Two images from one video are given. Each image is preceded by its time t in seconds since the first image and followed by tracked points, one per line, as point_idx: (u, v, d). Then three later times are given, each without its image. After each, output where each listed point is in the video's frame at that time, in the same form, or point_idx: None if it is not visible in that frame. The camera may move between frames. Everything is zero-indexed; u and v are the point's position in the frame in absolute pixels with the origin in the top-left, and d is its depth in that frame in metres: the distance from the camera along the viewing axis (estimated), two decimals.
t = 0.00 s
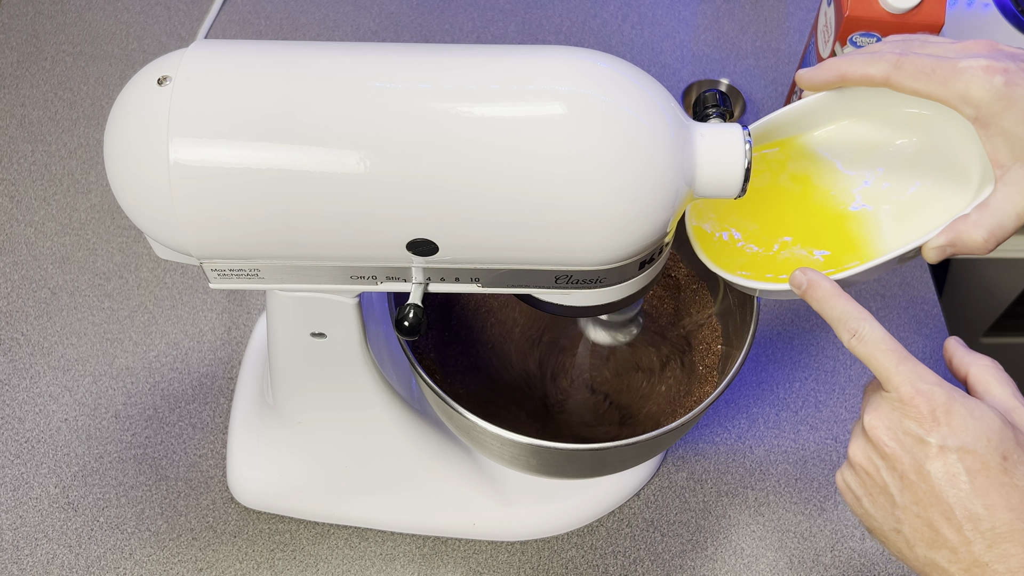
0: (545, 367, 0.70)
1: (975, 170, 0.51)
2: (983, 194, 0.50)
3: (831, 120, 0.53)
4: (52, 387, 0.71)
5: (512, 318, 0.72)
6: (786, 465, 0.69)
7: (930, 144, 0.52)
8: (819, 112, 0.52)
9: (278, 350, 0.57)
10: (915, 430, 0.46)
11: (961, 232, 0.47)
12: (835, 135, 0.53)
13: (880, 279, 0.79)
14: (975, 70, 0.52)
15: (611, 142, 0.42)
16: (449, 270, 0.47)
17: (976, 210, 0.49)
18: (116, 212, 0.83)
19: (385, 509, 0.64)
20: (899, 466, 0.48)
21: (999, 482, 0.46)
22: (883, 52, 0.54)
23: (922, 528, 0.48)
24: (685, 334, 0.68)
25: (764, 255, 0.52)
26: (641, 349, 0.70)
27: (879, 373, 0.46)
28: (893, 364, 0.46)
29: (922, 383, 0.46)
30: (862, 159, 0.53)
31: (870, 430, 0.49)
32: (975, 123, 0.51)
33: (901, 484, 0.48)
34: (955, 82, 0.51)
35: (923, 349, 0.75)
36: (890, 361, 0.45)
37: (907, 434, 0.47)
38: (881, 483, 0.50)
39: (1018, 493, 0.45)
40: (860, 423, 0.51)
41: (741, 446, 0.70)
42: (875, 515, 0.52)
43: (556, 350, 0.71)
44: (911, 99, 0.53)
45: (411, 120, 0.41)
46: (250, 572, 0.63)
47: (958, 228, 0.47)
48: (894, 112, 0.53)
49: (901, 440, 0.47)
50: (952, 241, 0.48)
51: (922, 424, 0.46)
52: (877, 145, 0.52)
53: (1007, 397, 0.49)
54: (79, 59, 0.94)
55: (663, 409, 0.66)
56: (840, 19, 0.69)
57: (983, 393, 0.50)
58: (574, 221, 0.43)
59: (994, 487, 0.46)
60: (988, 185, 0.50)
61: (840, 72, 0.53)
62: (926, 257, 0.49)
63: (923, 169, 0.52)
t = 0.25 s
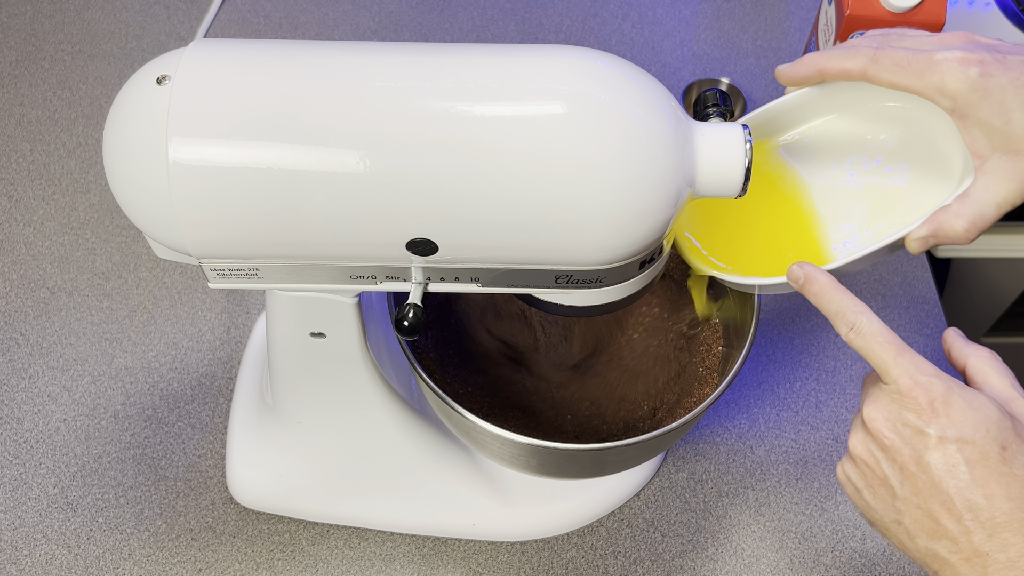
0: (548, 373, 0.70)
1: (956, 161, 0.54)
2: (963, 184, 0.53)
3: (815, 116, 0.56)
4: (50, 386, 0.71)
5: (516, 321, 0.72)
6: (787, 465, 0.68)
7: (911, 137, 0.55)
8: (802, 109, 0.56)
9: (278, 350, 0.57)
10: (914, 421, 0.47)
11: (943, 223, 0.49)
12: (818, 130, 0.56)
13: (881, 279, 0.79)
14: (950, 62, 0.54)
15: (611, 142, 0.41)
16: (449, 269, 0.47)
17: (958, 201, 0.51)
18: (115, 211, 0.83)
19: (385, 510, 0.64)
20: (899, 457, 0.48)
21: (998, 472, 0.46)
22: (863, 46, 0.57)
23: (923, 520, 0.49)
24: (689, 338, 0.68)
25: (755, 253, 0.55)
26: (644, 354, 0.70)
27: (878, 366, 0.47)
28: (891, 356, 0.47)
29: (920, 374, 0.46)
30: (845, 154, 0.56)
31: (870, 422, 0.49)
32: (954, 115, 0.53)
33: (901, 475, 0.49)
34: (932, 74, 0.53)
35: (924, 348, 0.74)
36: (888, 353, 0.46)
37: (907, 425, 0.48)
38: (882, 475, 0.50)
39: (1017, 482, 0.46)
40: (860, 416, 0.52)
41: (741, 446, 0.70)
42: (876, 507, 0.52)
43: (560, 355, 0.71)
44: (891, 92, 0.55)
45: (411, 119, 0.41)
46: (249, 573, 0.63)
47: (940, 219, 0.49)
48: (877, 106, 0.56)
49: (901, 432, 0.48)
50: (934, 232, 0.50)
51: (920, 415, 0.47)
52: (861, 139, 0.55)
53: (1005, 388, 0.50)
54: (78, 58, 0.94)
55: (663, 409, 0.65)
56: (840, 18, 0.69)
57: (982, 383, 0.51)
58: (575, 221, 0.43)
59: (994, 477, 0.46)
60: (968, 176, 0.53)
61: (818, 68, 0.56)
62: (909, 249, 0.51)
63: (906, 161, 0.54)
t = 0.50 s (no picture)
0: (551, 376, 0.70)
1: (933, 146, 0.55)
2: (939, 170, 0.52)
3: (798, 103, 0.58)
4: (49, 387, 0.71)
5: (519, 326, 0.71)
6: (788, 465, 0.68)
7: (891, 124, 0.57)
8: (784, 96, 0.58)
9: (277, 351, 0.57)
10: (936, 438, 0.47)
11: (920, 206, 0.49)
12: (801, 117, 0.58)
13: (881, 278, 0.79)
14: (923, 49, 0.55)
15: (611, 142, 0.41)
16: (448, 269, 0.47)
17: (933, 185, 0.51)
18: (114, 211, 0.82)
19: (384, 510, 0.64)
20: (921, 474, 0.48)
21: (1021, 492, 0.46)
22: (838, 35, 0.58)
23: (943, 534, 0.49)
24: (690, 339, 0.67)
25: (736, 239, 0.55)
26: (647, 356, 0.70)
27: (901, 382, 0.47)
28: (914, 373, 0.46)
29: (943, 392, 0.46)
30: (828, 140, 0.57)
31: (892, 438, 0.49)
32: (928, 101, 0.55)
33: (922, 491, 0.49)
34: (905, 61, 0.55)
35: (925, 348, 0.74)
36: (912, 371, 0.46)
37: (929, 442, 0.47)
38: (902, 490, 0.50)
39: None
40: (881, 430, 0.51)
41: (741, 446, 0.69)
42: (895, 520, 0.52)
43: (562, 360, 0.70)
44: (868, 80, 0.57)
45: (411, 118, 0.41)
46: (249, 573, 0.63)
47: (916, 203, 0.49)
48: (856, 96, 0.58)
49: (923, 448, 0.48)
50: (911, 215, 0.49)
51: (943, 433, 0.46)
52: (842, 126, 0.57)
53: None
54: (77, 57, 0.93)
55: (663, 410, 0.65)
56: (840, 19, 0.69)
57: (1001, 400, 0.49)
58: (575, 221, 0.42)
59: (1016, 496, 0.46)
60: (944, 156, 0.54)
61: (795, 57, 0.58)
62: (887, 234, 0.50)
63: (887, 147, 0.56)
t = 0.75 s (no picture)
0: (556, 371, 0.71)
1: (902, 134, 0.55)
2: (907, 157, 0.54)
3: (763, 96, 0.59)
4: (48, 387, 0.70)
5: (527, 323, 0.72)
6: (788, 465, 0.68)
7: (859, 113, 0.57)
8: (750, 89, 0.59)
9: (277, 350, 0.57)
10: (983, 491, 0.47)
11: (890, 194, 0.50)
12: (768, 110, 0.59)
13: (882, 278, 0.79)
14: (888, 38, 0.56)
15: (612, 142, 0.41)
16: (448, 268, 0.47)
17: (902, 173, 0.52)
18: (113, 210, 0.82)
19: (384, 510, 0.64)
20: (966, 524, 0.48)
21: None
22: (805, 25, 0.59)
23: None
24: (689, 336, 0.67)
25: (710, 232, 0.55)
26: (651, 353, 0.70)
27: (948, 436, 0.47)
28: (962, 427, 0.46)
29: (989, 446, 0.46)
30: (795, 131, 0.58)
31: (938, 488, 0.50)
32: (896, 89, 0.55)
33: (967, 540, 0.49)
34: (871, 50, 0.55)
35: (926, 348, 0.74)
36: (960, 426, 0.46)
37: (975, 494, 0.48)
38: (947, 538, 0.50)
39: None
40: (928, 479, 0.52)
41: (742, 446, 0.69)
42: (941, 565, 0.52)
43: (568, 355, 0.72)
44: (836, 70, 0.58)
45: (410, 117, 0.41)
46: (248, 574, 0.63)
47: (887, 191, 0.50)
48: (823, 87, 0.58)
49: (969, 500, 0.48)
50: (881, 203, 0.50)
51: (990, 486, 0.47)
52: (809, 116, 0.58)
53: None
54: (76, 56, 0.93)
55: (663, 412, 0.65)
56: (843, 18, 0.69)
57: None
58: (575, 221, 0.42)
59: None
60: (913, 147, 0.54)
61: (765, 49, 0.58)
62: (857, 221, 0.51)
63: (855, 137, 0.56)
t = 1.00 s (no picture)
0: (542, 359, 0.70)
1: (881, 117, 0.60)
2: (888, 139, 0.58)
3: (745, 83, 0.63)
4: (47, 387, 0.70)
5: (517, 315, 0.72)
6: (789, 465, 0.68)
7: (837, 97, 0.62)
8: (733, 75, 0.63)
9: (276, 350, 0.57)
10: (990, 525, 0.53)
11: (872, 175, 0.53)
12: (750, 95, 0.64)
13: (883, 277, 0.79)
14: (865, 22, 0.61)
15: (613, 141, 0.41)
16: (447, 268, 0.46)
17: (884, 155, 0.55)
18: (112, 210, 0.82)
19: (383, 511, 0.63)
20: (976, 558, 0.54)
21: None
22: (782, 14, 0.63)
23: None
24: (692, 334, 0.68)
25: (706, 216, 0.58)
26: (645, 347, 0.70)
27: (956, 472, 0.54)
28: (968, 463, 0.53)
29: (995, 482, 0.53)
30: (777, 117, 0.63)
31: (949, 523, 0.56)
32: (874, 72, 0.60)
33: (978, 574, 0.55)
34: (850, 35, 0.60)
35: (927, 348, 0.74)
36: (965, 461, 0.53)
37: (983, 528, 0.54)
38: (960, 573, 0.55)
39: None
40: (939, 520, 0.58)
41: (743, 447, 0.69)
42: None
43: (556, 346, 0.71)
44: (812, 57, 0.62)
45: (409, 116, 0.41)
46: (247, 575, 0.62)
47: (869, 172, 0.53)
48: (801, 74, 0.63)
49: (978, 533, 0.54)
50: (865, 185, 0.53)
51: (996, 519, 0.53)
52: (791, 102, 0.63)
53: None
54: (74, 55, 0.93)
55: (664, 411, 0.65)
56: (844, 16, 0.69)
57: None
58: (575, 221, 0.42)
59: None
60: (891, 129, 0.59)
61: (743, 39, 0.62)
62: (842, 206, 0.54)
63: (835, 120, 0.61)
